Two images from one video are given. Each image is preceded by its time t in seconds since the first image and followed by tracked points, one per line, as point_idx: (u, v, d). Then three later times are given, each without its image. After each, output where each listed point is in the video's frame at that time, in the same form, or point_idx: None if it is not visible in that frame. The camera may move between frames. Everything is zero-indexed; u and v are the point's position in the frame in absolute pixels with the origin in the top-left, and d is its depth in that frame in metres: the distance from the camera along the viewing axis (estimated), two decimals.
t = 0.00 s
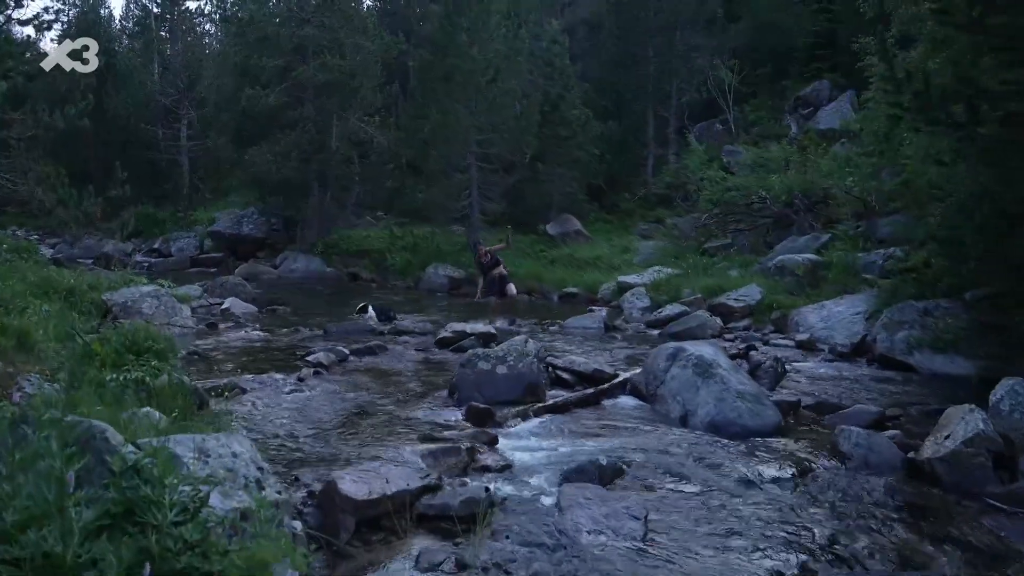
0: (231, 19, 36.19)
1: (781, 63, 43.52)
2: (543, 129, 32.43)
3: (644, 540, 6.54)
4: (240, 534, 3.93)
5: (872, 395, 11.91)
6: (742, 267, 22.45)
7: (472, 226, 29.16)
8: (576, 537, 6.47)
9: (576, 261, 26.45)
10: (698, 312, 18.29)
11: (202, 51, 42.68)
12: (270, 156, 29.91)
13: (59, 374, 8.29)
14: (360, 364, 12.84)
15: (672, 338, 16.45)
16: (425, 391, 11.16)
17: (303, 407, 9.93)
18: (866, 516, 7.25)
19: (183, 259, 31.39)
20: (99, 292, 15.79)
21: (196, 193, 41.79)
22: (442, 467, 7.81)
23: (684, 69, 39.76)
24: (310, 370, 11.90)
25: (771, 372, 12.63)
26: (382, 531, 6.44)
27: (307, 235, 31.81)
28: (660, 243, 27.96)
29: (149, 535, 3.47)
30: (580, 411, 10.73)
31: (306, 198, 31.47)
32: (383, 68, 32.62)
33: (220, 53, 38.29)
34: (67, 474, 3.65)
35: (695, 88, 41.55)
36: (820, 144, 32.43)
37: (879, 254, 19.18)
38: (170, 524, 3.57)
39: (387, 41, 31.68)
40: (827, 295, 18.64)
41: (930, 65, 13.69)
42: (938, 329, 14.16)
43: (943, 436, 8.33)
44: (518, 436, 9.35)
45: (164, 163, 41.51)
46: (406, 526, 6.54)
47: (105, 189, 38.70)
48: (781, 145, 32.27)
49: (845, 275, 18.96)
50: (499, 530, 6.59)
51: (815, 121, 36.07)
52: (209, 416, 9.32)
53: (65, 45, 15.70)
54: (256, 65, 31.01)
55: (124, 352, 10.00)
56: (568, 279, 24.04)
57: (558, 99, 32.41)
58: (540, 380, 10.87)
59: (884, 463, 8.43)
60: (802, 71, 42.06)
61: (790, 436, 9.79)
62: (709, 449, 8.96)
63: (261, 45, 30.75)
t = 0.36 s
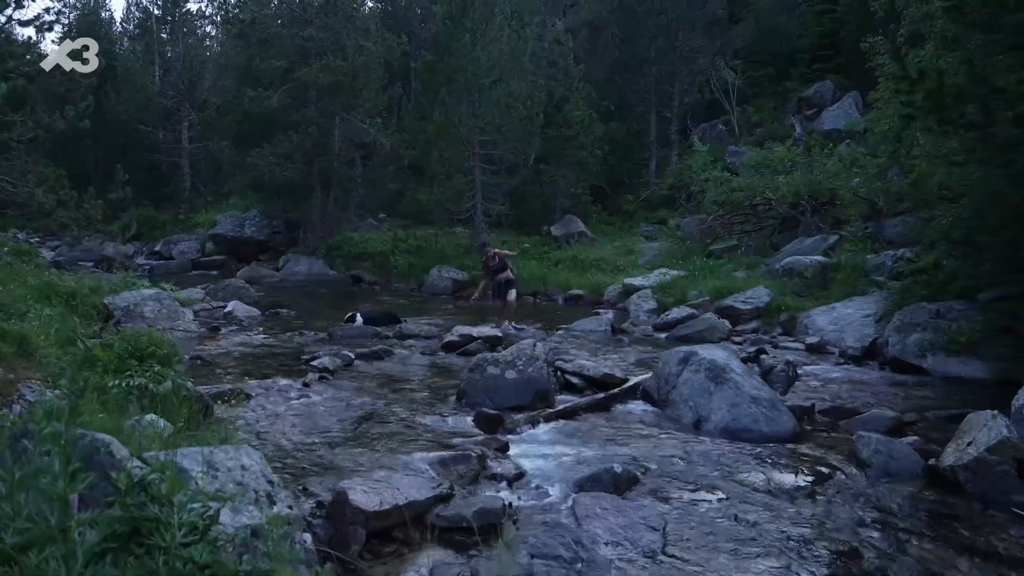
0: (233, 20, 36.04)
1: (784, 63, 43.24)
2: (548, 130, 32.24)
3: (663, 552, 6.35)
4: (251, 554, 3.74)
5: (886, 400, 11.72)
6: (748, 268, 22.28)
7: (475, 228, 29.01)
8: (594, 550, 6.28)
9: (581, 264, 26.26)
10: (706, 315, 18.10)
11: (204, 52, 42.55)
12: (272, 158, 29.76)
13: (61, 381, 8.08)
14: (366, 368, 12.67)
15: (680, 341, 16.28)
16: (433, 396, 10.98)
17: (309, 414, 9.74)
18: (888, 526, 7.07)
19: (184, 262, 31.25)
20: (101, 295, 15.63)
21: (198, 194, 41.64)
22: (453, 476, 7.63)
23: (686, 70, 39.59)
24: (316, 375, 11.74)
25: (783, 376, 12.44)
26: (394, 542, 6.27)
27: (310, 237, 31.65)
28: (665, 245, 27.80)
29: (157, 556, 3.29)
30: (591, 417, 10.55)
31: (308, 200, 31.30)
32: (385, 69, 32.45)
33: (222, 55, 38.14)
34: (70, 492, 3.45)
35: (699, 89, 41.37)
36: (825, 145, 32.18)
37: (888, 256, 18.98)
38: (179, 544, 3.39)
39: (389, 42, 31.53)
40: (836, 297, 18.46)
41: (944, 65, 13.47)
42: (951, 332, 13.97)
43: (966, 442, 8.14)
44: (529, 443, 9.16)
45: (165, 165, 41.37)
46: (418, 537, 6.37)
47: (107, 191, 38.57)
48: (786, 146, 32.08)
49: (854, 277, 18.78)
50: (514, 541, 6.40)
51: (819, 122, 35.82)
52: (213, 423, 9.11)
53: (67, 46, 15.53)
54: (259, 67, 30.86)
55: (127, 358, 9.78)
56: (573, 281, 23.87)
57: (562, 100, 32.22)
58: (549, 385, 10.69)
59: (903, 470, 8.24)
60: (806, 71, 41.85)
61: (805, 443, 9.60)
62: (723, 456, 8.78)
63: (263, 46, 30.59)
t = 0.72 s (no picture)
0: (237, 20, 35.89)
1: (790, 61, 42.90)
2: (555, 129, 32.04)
3: (686, 565, 6.14)
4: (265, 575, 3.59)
5: (904, 404, 11.51)
6: (758, 269, 22.06)
7: (481, 228, 28.83)
8: (615, 561, 6.08)
9: (588, 264, 26.05)
10: (717, 316, 17.88)
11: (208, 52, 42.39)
12: (277, 158, 29.60)
13: (65, 387, 7.88)
14: (374, 371, 12.48)
15: (691, 343, 16.06)
16: (443, 400, 10.79)
17: (318, 419, 9.55)
18: (916, 537, 6.86)
19: (189, 262, 31.10)
20: (105, 297, 15.45)
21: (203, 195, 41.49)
22: (468, 485, 7.43)
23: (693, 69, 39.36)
24: (324, 379, 11.55)
25: (799, 378, 12.22)
26: (408, 554, 6.08)
27: (315, 237, 31.49)
28: (673, 246, 27.59)
29: None
30: (605, 421, 10.34)
31: (313, 200, 31.13)
32: (391, 69, 32.27)
33: (226, 55, 37.99)
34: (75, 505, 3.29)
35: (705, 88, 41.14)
36: (834, 144, 31.89)
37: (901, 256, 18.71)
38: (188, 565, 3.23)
39: (395, 41, 31.34)
40: (848, 298, 18.24)
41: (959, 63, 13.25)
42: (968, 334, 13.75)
43: (993, 450, 7.92)
44: (543, 449, 8.96)
45: (170, 166, 41.21)
46: (433, 549, 6.17)
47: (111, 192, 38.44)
48: (794, 145, 31.84)
49: (866, 278, 18.55)
50: (531, 553, 6.20)
51: (827, 120, 35.50)
52: (221, 429, 8.93)
53: (72, 45, 15.35)
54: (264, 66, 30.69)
55: (132, 361, 9.59)
56: (580, 282, 23.67)
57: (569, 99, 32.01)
58: (562, 389, 10.49)
59: (928, 478, 8.03)
60: (813, 70, 41.60)
61: (825, 448, 9.39)
62: (743, 463, 8.56)
63: (268, 45, 30.44)
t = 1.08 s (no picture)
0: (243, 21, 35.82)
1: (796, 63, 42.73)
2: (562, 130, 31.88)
3: None
4: None
5: (920, 408, 11.35)
6: (767, 271, 21.91)
7: (487, 230, 28.69)
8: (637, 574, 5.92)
9: (595, 266, 25.90)
10: (728, 318, 17.72)
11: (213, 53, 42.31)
12: (282, 158, 29.49)
13: (74, 393, 7.76)
14: (383, 374, 12.33)
15: (702, 346, 15.89)
16: (454, 404, 10.63)
17: (328, 423, 9.40)
18: (945, 548, 6.68)
19: (194, 263, 31.01)
20: (112, 298, 15.32)
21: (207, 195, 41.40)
22: (483, 491, 7.28)
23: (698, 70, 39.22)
24: (332, 381, 11.40)
25: (813, 381, 12.05)
26: (423, 564, 5.94)
27: (320, 238, 31.37)
28: (680, 247, 27.45)
29: None
30: (618, 425, 10.18)
31: (318, 201, 31.02)
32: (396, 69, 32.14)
33: (231, 55, 37.90)
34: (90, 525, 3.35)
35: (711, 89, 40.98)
36: (841, 146, 31.72)
37: (913, 259, 18.60)
38: None
39: (400, 41, 31.23)
40: (859, 300, 18.08)
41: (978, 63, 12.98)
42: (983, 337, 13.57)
43: (1020, 457, 7.72)
44: (557, 454, 8.80)
45: (174, 167, 41.11)
46: (450, 559, 6.01)
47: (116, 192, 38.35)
48: (801, 146, 31.68)
49: (877, 280, 18.39)
50: (550, 564, 6.05)
51: (834, 122, 35.31)
52: (230, 433, 8.79)
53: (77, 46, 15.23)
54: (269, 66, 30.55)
55: (140, 364, 9.44)
56: (587, 284, 23.54)
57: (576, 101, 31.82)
58: (575, 392, 10.34)
59: (952, 485, 7.85)
60: (820, 72, 41.46)
61: (844, 454, 9.22)
62: (761, 469, 8.41)
63: (273, 45, 30.30)
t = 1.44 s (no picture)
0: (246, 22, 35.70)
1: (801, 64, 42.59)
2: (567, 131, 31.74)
3: None
4: None
5: (936, 414, 11.22)
6: (776, 274, 21.79)
7: (493, 232, 28.57)
8: None
9: (601, 268, 25.80)
10: (737, 322, 17.58)
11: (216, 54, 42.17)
12: (287, 160, 29.39)
13: (85, 401, 7.68)
14: (393, 379, 12.21)
15: (713, 351, 15.77)
16: (467, 410, 10.51)
17: (341, 430, 9.28)
18: (973, 560, 6.55)
19: (198, 265, 30.90)
20: (118, 301, 15.19)
21: (210, 196, 41.28)
22: (501, 500, 7.15)
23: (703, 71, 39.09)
24: (343, 386, 11.27)
25: (827, 387, 11.91)
26: None
27: (325, 239, 31.25)
28: (686, 249, 27.32)
29: None
30: (633, 431, 10.05)
31: (323, 202, 30.90)
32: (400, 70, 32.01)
33: (234, 57, 37.76)
34: (124, 548, 3.67)
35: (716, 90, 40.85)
36: (847, 147, 31.58)
37: (923, 262, 18.49)
38: None
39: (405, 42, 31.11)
40: (870, 304, 17.96)
41: (999, 69, 12.78)
42: (998, 342, 13.44)
43: None
44: (574, 462, 8.67)
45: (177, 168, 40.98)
46: (471, 571, 5.89)
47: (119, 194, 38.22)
48: (808, 148, 31.54)
49: (887, 283, 18.26)
50: None
51: (839, 123, 35.19)
52: (243, 440, 8.68)
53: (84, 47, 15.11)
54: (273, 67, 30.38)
55: (150, 370, 9.35)
56: (594, 286, 23.42)
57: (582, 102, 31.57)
58: (589, 398, 10.21)
59: (978, 494, 7.71)
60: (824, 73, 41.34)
61: (863, 462, 9.09)
62: (782, 478, 8.28)
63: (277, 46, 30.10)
